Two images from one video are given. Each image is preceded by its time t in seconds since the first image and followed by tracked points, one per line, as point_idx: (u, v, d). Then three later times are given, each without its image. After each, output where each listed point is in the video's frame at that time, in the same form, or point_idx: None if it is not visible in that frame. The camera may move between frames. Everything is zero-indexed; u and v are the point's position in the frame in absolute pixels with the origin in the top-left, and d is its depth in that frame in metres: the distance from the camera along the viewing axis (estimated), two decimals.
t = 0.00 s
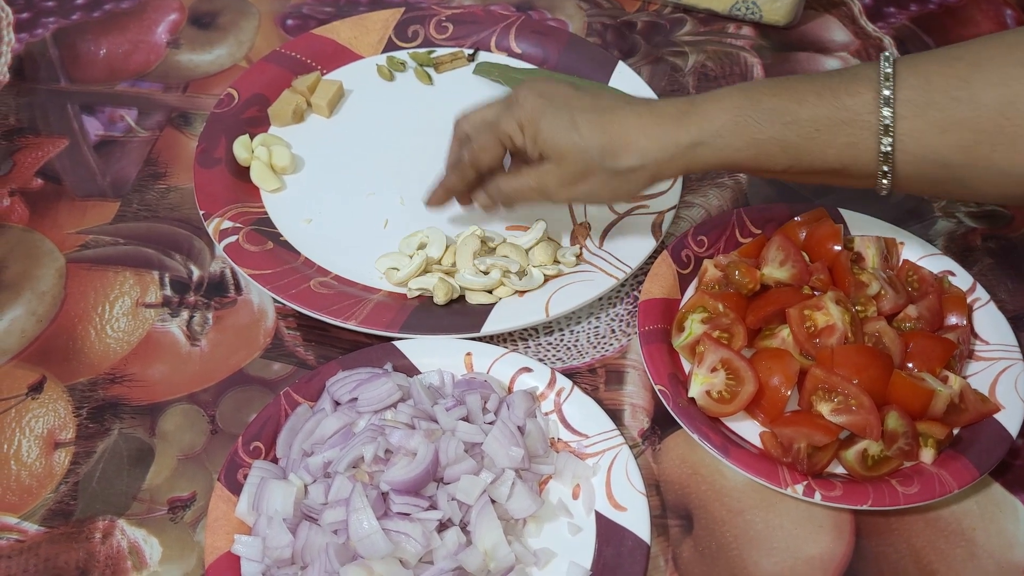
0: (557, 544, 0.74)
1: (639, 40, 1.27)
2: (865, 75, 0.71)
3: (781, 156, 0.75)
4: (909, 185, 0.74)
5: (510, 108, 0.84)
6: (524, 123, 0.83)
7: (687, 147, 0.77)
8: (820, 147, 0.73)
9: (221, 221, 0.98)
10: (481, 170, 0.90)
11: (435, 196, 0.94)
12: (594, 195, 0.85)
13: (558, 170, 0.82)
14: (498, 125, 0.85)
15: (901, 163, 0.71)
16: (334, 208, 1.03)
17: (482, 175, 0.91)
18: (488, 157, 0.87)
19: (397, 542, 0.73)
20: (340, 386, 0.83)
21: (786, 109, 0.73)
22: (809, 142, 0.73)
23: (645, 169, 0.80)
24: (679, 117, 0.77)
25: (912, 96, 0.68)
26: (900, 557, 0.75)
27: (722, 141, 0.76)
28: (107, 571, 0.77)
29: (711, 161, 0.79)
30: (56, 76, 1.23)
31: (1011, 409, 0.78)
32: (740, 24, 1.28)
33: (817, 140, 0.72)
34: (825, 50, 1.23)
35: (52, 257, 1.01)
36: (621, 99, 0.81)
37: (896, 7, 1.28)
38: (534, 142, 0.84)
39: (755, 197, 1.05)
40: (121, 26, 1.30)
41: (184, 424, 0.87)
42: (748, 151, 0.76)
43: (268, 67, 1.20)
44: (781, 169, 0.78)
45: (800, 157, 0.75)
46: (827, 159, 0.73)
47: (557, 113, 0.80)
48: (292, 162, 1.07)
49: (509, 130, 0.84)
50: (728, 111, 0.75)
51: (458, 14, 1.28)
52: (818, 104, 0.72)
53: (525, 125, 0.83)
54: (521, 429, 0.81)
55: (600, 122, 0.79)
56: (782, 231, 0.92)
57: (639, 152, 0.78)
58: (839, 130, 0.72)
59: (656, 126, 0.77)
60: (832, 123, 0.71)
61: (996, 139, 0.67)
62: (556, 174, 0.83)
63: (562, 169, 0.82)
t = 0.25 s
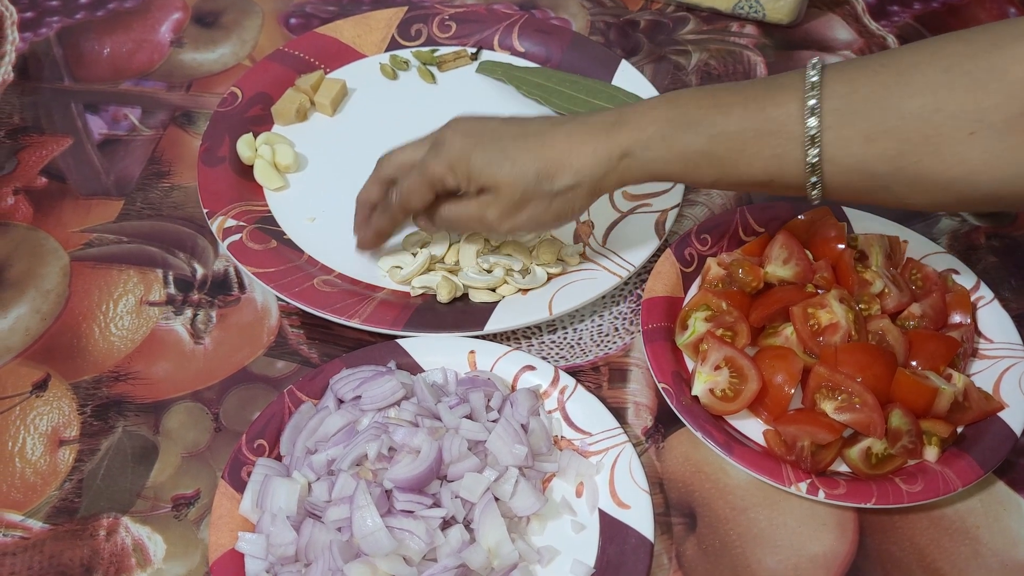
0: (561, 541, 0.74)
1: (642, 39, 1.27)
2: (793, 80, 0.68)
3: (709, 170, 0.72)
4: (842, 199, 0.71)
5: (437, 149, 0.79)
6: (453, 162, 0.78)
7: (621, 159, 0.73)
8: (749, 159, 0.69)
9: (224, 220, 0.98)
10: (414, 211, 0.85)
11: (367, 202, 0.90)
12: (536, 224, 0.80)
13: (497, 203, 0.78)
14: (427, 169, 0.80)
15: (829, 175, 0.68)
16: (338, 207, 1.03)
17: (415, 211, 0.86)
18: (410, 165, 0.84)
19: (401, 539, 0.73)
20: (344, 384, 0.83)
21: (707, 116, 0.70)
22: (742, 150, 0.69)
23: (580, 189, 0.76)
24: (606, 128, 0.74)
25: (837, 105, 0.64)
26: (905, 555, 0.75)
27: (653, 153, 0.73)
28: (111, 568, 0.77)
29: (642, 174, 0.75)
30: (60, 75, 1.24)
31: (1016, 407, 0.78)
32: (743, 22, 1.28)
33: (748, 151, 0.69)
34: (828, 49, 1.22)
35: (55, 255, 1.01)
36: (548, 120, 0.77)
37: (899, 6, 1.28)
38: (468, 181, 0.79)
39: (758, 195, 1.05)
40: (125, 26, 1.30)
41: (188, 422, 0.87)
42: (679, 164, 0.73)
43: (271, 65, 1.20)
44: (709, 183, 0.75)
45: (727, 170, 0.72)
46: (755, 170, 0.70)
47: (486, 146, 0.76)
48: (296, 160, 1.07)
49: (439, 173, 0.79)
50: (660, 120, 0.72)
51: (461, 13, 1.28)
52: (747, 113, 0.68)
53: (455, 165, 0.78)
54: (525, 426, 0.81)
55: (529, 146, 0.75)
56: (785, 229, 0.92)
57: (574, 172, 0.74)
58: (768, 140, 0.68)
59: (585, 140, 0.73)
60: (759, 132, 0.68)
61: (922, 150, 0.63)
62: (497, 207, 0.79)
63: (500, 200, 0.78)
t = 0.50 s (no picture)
0: (563, 539, 0.74)
1: (645, 37, 1.27)
2: (828, 60, 0.67)
3: (748, 148, 0.71)
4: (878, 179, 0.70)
5: (475, 140, 0.75)
6: (492, 149, 0.74)
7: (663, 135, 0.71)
8: (789, 134, 0.68)
9: (227, 218, 0.98)
10: (455, 210, 0.80)
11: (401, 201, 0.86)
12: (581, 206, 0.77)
13: (537, 190, 0.75)
14: (466, 160, 0.75)
15: (866, 151, 0.67)
16: (340, 205, 1.03)
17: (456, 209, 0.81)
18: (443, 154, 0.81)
19: (403, 536, 0.73)
20: (347, 381, 0.83)
21: (747, 89, 0.69)
22: (774, 131, 0.69)
23: (626, 166, 0.73)
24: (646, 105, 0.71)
25: (877, 86, 0.64)
26: (908, 553, 0.74)
27: (698, 128, 0.71)
28: (114, 565, 0.77)
29: (686, 150, 0.73)
30: (63, 74, 1.24)
31: (1019, 405, 0.78)
32: (746, 21, 1.28)
33: (784, 129, 0.68)
34: (831, 47, 1.22)
35: (59, 253, 1.01)
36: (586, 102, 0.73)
37: (902, 4, 1.28)
38: (511, 168, 0.75)
39: (761, 194, 1.05)
40: (128, 24, 1.31)
41: (191, 420, 0.87)
42: (721, 140, 0.71)
43: (274, 64, 1.20)
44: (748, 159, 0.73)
45: (766, 148, 0.70)
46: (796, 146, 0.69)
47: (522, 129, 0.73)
48: (299, 158, 1.07)
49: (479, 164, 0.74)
50: (698, 96, 0.70)
51: (464, 12, 1.28)
52: (784, 91, 0.67)
53: (495, 151, 0.74)
54: (527, 424, 0.81)
55: (566, 122, 0.72)
56: (788, 227, 0.92)
57: (619, 147, 0.71)
58: (804, 118, 0.67)
59: (638, 115, 0.71)
60: (790, 108, 0.67)
61: (961, 128, 0.62)
62: (540, 195, 0.75)
63: (547, 185, 0.74)
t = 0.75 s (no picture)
0: (563, 538, 0.74)
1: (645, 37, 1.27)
2: None
3: (925, 105, 0.71)
4: None
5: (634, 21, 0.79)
6: (646, 39, 0.77)
7: (825, 73, 0.70)
8: (968, 103, 0.70)
9: (227, 217, 0.98)
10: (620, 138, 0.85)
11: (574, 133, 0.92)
12: (710, 123, 0.76)
13: (676, 88, 0.75)
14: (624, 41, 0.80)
15: None
16: (340, 204, 1.03)
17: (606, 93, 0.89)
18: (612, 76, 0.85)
19: (403, 535, 0.73)
20: (347, 380, 0.83)
21: (944, 56, 0.70)
22: (959, 95, 0.70)
23: (768, 89, 0.72)
24: (808, 40, 0.70)
25: None
26: (906, 552, 0.74)
27: (866, 75, 0.70)
28: (113, 564, 0.77)
29: (841, 96, 0.72)
30: (64, 74, 1.24)
31: (1018, 404, 0.78)
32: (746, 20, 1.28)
33: (969, 95, 0.70)
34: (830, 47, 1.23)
35: (60, 252, 1.01)
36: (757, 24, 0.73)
37: (902, 5, 1.28)
38: (655, 57, 0.77)
39: (761, 193, 1.05)
40: (128, 24, 1.31)
41: (191, 418, 0.87)
42: (886, 92, 0.71)
43: (275, 64, 1.20)
44: (914, 121, 0.74)
45: (944, 109, 0.71)
46: (971, 116, 0.71)
47: (684, 25, 0.74)
48: (299, 158, 1.07)
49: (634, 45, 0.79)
50: (878, 47, 0.70)
51: (464, 12, 1.28)
52: (977, 60, 0.70)
53: (648, 39, 0.77)
54: (527, 423, 0.81)
55: (729, 35, 0.71)
56: (788, 226, 0.92)
57: (767, 70, 0.71)
58: (994, 89, 0.70)
59: (783, 50, 0.70)
60: (994, 79, 0.70)
61: None
62: (675, 95, 0.75)
63: (680, 85, 0.75)
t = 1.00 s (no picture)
0: (561, 536, 0.75)
1: (644, 36, 1.27)
2: (999, 99, 0.75)
3: (908, 168, 0.77)
4: None
5: (627, 110, 0.85)
6: (638, 127, 0.84)
7: (812, 148, 0.77)
8: (948, 164, 0.76)
9: (227, 216, 0.99)
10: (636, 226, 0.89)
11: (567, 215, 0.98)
12: (708, 198, 0.84)
13: (672, 173, 0.82)
14: (613, 128, 0.86)
15: None
16: (339, 203, 1.03)
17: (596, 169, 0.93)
18: (603, 159, 0.89)
19: (401, 533, 0.73)
20: (345, 379, 0.83)
21: (923, 120, 0.75)
22: (940, 157, 0.75)
23: (761, 167, 0.79)
24: (793, 117, 0.77)
25: None
26: (904, 551, 0.75)
27: (845, 143, 0.77)
28: (113, 562, 0.77)
29: (832, 166, 0.79)
30: (63, 73, 1.24)
31: (1016, 403, 0.78)
32: (745, 20, 1.28)
33: (949, 155, 0.75)
34: (829, 47, 1.23)
35: (59, 251, 1.02)
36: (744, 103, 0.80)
37: (901, 4, 1.28)
38: (648, 144, 0.84)
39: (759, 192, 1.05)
40: (128, 24, 1.31)
41: (190, 417, 0.87)
42: (875, 160, 0.77)
43: (274, 63, 1.21)
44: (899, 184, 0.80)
45: (928, 170, 0.76)
46: (953, 175, 0.76)
47: (672, 117, 0.81)
48: (298, 157, 1.07)
49: (624, 133, 0.85)
50: (855, 119, 0.76)
51: (464, 11, 1.28)
52: (954, 121, 0.75)
53: (639, 129, 0.84)
54: (526, 422, 0.81)
55: (717, 123, 0.78)
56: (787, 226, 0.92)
57: (757, 150, 0.77)
58: (970, 149, 0.75)
59: (771, 127, 0.77)
60: (967, 139, 0.75)
61: None
62: (672, 180, 0.82)
63: (677, 169, 0.81)
